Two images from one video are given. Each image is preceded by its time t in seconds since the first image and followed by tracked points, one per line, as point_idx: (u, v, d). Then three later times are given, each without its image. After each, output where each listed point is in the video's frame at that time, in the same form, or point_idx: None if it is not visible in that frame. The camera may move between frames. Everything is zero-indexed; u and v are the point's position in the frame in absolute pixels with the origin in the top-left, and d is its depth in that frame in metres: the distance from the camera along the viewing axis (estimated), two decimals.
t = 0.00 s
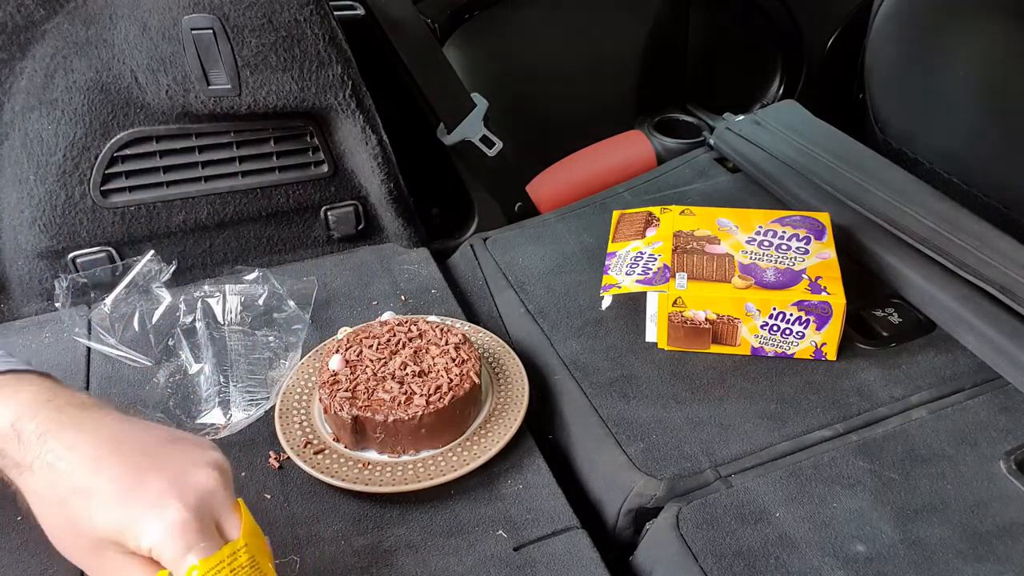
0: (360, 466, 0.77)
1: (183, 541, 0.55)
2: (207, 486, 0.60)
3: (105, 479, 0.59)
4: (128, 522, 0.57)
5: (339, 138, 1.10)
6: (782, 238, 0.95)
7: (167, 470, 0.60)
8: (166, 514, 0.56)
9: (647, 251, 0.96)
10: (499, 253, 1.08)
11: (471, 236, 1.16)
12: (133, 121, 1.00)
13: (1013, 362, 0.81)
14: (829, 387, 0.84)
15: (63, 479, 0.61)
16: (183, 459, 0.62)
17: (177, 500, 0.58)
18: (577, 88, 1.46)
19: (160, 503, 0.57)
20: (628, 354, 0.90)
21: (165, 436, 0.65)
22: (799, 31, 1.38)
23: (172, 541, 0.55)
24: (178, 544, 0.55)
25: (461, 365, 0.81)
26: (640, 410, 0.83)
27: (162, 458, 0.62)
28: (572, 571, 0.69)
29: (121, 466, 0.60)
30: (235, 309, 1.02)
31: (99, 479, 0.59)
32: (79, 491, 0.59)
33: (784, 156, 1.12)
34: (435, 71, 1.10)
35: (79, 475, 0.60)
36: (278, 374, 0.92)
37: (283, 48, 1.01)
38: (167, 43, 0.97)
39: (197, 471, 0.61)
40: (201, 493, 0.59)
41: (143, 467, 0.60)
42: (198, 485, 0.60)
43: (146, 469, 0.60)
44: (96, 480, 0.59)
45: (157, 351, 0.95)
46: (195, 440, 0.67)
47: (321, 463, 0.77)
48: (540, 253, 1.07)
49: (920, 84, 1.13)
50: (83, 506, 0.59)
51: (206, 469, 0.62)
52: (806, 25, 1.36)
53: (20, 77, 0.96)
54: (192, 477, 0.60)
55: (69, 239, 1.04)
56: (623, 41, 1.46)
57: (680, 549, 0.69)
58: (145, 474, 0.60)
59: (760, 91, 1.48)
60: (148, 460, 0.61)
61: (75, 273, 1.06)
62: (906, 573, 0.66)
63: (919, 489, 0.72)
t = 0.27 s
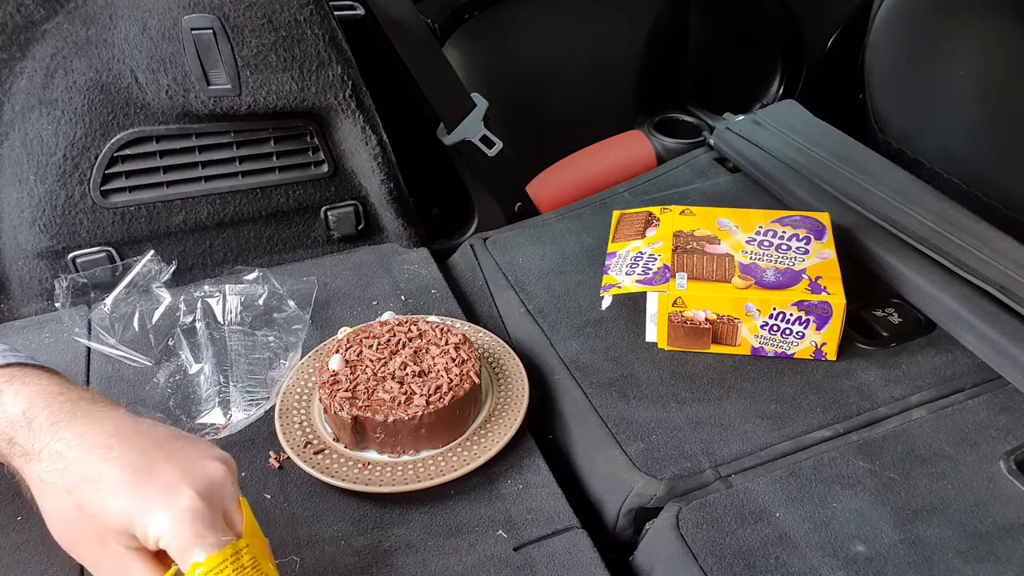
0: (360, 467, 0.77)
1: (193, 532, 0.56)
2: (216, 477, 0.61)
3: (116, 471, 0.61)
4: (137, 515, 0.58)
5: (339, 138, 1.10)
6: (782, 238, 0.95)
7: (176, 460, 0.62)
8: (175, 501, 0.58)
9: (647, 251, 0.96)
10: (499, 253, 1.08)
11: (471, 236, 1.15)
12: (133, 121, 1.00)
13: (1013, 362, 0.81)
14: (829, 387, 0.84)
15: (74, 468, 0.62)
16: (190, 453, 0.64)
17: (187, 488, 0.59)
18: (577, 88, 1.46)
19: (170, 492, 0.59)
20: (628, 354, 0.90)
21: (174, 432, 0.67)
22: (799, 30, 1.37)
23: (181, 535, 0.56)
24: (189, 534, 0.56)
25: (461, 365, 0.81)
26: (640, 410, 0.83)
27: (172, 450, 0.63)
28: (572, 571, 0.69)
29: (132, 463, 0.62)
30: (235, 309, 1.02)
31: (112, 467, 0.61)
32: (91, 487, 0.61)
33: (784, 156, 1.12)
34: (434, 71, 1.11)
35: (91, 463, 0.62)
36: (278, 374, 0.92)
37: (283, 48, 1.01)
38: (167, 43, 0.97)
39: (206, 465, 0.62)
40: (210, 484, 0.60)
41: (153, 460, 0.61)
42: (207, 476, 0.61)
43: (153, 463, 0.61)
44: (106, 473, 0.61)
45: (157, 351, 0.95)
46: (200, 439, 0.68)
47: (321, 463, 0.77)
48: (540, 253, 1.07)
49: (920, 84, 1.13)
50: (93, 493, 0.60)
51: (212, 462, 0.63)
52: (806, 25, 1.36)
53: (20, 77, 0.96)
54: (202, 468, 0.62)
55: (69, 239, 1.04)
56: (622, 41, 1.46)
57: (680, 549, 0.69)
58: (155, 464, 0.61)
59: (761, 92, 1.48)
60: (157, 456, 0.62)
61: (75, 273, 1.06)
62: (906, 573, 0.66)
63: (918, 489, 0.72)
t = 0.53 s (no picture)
0: (360, 467, 0.77)
1: (162, 520, 0.55)
2: (167, 455, 0.60)
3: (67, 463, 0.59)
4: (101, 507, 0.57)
5: (339, 138, 1.10)
6: (782, 238, 0.95)
7: (126, 444, 0.61)
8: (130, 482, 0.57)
9: (647, 251, 0.96)
10: (499, 253, 1.08)
11: (471, 236, 1.15)
12: (133, 121, 1.00)
13: (1013, 362, 0.80)
14: (829, 387, 0.84)
15: (20, 466, 0.61)
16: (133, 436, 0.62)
17: (132, 467, 0.58)
18: (577, 88, 1.46)
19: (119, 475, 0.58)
20: (628, 354, 0.90)
21: (121, 417, 0.66)
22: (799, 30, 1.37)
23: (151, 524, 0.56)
24: (158, 519, 0.55)
25: (461, 365, 0.81)
26: (640, 410, 0.83)
27: (117, 435, 0.62)
28: (572, 571, 0.69)
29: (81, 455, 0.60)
30: (235, 309, 1.02)
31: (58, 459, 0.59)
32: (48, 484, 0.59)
33: (784, 156, 1.12)
34: (434, 71, 1.11)
35: (37, 459, 0.60)
36: (278, 374, 0.92)
37: (283, 48, 1.01)
38: (167, 43, 0.97)
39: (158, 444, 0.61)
40: (161, 462, 0.60)
41: (107, 446, 0.60)
42: (157, 454, 0.60)
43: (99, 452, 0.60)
44: (58, 467, 0.59)
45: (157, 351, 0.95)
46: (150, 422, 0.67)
47: (321, 463, 0.77)
48: (540, 253, 1.07)
49: (920, 84, 1.13)
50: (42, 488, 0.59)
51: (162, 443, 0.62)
52: (806, 25, 1.36)
53: (20, 77, 0.96)
54: (151, 448, 0.61)
55: (69, 239, 1.04)
56: (622, 40, 1.46)
57: (680, 549, 0.69)
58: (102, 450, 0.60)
59: (760, 92, 1.48)
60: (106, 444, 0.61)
61: (75, 273, 1.06)
62: (906, 573, 0.66)
63: (918, 489, 0.72)
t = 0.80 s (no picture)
0: (360, 466, 0.77)
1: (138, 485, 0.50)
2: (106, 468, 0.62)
3: (36, 440, 0.54)
4: (74, 473, 0.52)
5: (339, 138, 1.10)
6: (782, 238, 0.95)
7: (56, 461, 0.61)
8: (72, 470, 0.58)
9: (647, 251, 0.96)
10: (499, 253, 1.08)
11: (471, 236, 1.15)
12: (133, 121, 1.00)
13: (1013, 361, 0.80)
14: (829, 387, 0.84)
15: None
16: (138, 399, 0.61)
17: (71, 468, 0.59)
18: (577, 88, 1.46)
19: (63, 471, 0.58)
20: (628, 354, 0.90)
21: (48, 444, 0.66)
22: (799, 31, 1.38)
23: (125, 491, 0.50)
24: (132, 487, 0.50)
25: (461, 365, 0.81)
26: (640, 410, 0.83)
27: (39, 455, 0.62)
28: (571, 571, 0.69)
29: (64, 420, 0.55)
30: (235, 309, 1.02)
31: None
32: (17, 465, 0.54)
33: (784, 156, 1.12)
34: (435, 71, 1.11)
35: None
36: (278, 374, 0.92)
37: (283, 48, 1.01)
38: (167, 43, 0.97)
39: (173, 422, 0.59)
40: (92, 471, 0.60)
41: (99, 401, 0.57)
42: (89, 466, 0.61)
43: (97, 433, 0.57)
44: (25, 444, 0.54)
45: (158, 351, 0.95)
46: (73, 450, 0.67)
47: (321, 463, 0.77)
48: (540, 253, 1.07)
49: (920, 84, 1.13)
50: None
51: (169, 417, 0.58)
52: (806, 25, 1.36)
53: (20, 77, 0.96)
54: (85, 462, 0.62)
55: (69, 239, 1.04)
56: (622, 40, 1.46)
57: (680, 549, 0.69)
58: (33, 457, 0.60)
59: (760, 92, 1.48)
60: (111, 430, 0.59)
61: (75, 273, 1.06)
62: (906, 573, 0.66)
63: (918, 489, 0.72)
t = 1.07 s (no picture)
0: (360, 466, 0.77)
1: (143, 448, 0.52)
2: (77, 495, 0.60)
3: (58, 417, 0.56)
4: (80, 438, 0.53)
5: (339, 138, 1.10)
6: (782, 238, 0.95)
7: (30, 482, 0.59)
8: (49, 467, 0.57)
9: (647, 251, 0.96)
10: (499, 253, 1.08)
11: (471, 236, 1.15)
12: (133, 121, 1.00)
13: (1013, 361, 0.80)
14: (829, 387, 0.84)
15: None
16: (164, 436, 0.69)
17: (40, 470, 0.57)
18: (577, 88, 1.46)
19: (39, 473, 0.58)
20: (628, 354, 0.90)
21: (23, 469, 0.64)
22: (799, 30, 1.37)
23: (127, 450, 0.51)
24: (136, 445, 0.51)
25: (461, 365, 0.81)
26: (640, 410, 0.83)
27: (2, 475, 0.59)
28: (571, 571, 0.69)
29: (81, 407, 0.59)
30: (235, 309, 1.02)
31: None
32: (18, 439, 0.54)
33: (784, 156, 1.12)
34: (435, 71, 1.11)
35: None
36: (278, 374, 0.92)
37: (283, 48, 1.01)
38: (167, 43, 0.97)
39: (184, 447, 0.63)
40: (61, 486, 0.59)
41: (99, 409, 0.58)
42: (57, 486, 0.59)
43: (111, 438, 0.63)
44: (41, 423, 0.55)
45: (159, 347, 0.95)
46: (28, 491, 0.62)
47: (321, 463, 0.77)
48: (540, 253, 1.07)
49: (920, 84, 1.13)
50: None
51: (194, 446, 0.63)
52: (805, 25, 1.36)
53: (20, 77, 0.96)
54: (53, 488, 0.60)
55: (69, 239, 1.04)
56: (622, 40, 1.46)
57: (680, 549, 0.69)
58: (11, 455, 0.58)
59: (760, 92, 1.48)
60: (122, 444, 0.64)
61: (75, 273, 1.06)
62: (906, 574, 0.66)
63: (918, 489, 0.72)
